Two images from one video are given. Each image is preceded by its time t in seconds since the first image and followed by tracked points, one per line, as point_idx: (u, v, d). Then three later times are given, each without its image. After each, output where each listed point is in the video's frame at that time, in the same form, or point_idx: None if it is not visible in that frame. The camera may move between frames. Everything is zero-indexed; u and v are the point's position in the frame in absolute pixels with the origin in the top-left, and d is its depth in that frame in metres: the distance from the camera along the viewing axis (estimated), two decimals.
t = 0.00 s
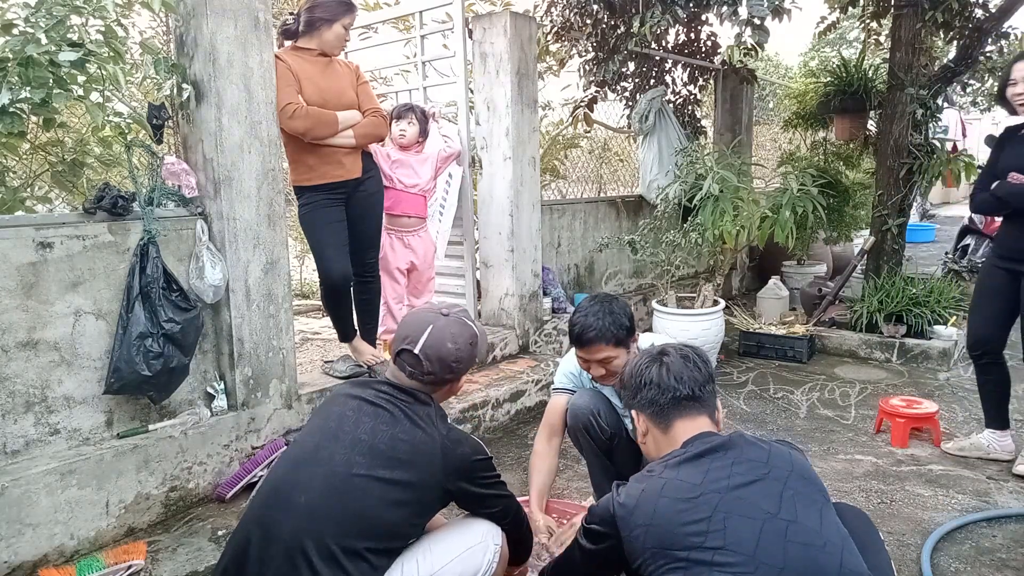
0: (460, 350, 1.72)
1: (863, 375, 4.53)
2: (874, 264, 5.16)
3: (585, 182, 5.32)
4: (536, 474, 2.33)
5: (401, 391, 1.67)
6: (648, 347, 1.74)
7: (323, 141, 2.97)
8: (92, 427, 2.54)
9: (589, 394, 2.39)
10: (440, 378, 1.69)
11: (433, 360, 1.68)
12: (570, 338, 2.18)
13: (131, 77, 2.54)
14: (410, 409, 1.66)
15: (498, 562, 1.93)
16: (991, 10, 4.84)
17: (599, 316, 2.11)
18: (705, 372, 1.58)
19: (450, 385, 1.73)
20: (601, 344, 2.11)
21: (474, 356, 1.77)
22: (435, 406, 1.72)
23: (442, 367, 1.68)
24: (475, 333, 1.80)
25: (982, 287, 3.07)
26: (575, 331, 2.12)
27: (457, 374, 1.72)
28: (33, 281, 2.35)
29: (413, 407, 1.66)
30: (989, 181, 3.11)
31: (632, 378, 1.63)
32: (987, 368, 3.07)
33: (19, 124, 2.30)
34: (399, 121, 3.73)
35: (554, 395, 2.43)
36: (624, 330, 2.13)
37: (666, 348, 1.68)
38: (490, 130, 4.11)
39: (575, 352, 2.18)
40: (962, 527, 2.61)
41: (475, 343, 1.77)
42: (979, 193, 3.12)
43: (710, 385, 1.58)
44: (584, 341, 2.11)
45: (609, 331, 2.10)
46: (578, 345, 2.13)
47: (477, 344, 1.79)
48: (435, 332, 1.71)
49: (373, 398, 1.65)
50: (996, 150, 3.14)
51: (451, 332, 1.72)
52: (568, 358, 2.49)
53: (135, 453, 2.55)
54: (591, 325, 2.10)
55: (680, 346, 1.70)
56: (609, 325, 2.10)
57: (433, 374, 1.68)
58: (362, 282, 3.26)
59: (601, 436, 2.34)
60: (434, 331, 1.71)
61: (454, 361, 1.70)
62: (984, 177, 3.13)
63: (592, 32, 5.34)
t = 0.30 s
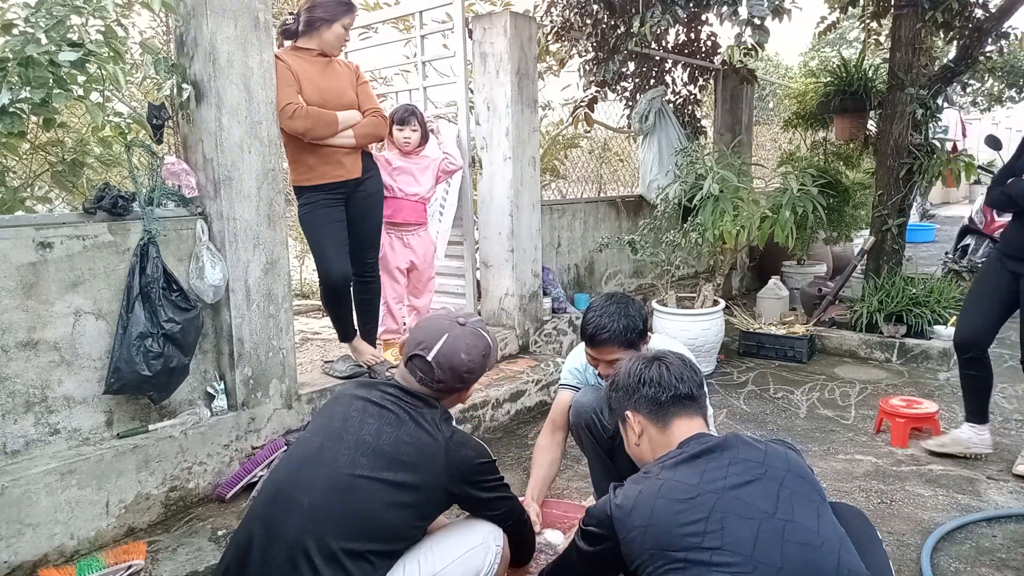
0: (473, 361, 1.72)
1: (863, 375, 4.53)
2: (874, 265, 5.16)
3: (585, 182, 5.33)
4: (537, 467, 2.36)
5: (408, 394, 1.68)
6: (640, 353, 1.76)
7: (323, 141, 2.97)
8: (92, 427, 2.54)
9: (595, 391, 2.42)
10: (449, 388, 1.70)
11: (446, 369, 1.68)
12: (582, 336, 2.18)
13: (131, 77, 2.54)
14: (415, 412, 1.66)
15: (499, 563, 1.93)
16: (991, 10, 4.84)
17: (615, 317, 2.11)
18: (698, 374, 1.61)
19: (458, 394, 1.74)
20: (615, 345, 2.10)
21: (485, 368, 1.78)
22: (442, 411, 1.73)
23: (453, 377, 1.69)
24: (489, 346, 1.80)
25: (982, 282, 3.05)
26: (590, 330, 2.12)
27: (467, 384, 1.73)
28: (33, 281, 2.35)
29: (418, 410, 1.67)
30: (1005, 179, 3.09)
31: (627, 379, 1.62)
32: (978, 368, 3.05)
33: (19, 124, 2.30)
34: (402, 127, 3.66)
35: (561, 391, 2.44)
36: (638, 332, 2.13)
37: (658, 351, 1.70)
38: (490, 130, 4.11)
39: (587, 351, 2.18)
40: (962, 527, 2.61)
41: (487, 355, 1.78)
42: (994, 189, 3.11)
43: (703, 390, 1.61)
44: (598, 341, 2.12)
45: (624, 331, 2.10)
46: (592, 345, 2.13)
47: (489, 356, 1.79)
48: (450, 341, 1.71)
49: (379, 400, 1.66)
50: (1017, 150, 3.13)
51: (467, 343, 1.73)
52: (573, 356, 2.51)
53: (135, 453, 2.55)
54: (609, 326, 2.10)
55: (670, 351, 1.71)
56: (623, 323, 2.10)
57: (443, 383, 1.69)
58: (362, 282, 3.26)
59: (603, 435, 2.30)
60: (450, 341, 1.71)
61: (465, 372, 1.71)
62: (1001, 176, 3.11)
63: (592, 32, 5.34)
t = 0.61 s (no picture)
0: (481, 366, 1.72)
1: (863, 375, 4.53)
2: (874, 264, 5.16)
3: (585, 182, 5.33)
4: (539, 463, 2.39)
5: (411, 395, 1.68)
6: (631, 355, 1.75)
7: (323, 141, 2.97)
8: (92, 427, 2.54)
9: (594, 391, 2.41)
10: (454, 391, 1.70)
11: (454, 373, 1.68)
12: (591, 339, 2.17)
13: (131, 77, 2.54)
14: (418, 413, 1.66)
15: (499, 563, 1.93)
16: (991, 10, 4.84)
17: (628, 316, 2.11)
18: (684, 373, 1.59)
19: (463, 397, 1.75)
20: (632, 344, 2.10)
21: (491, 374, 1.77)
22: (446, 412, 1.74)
23: (461, 381, 1.70)
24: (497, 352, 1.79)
25: (972, 279, 3.09)
26: (603, 331, 2.10)
27: (473, 388, 1.74)
28: (33, 281, 2.35)
29: (420, 411, 1.66)
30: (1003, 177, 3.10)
31: (614, 386, 1.62)
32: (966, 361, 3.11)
33: (19, 124, 2.30)
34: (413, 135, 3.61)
35: (560, 393, 2.44)
36: (649, 331, 2.16)
37: (645, 354, 1.69)
38: (490, 130, 4.11)
39: (595, 348, 2.17)
40: (962, 527, 2.61)
41: (495, 361, 1.77)
42: (990, 187, 3.12)
43: (692, 387, 1.59)
44: (613, 342, 2.10)
45: (637, 329, 2.11)
46: (604, 345, 2.11)
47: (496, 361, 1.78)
48: (460, 345, 1.71)
49: (382, 400, 1.66)
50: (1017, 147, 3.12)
51: (477, 349, 1.72)
52: (573, 356, 2.51)
53: (135, 453, 2.55)
54: (620, 327, 2.09)
55: (657, 351, 1.70)
56: (638, 320, 2.13)
57: (449, 385, 1.69)
58: (362, 282, 3.26)
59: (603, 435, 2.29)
60: (461, 345, 1.71)
61: (473, 377, 1.71)
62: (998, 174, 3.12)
63: (592, 32, 5.34)
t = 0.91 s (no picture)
0: (456, 345, 1.70)
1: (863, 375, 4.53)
2: (874, 264, 5.16)
3: (585, 182, 5.33)
4: (544, 467, 2.37)
5: (409, 392, 1.67)
6: (630, 353, 1.75)
7: (323, 141, 2.97)
8: (92, 427, 2.54)
9: (594, 391, 2.41)
10: (434, 373, 1.69)
11: (428, 352, 1.69)
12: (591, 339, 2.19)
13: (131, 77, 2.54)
14: (418, 410, 1.65)
15: (500, 563, 1.93)
16: (992, 10, 4.81)
17: (630, 317, 2.12)
18: (681, 372, 1.59)
19: (450, 382, 1.71)
20: (631, 346, 2.10)
21: (476, 357, 1.74)
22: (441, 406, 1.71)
23: (436, 360, 1.69)
24: (479, 335, 1.76)
25: (954, 285, 3.07)
26: (605, 333, 2.11)
27: (455, 370, 1.70)
28: (33, 281, 2.35)
29: (421, 409, 1.66)
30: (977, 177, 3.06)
31: (611, 386, 1.63)
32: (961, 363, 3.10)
33: (19, 124, 2.30)
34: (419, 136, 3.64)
35: (560, 394, 2.43)
36: (649, 333, 2.15)
37: (642, 353, 1.69)
38: (490, 130, 4.11)
39: (594, 348, 2.17)
40: (962, 527, 2.61)
41: (476, 343, 1.74)
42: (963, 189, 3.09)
43: (690, 385, 1.58)
44: (613, 345, 2.10)
45: (637, 332, 2.11)
46: (604, 347, 2.12)
47: (479, 344, 1.75)
48: (434, 326, 1.73)
49: (383, 398, 1.66)
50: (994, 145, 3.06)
51: (450, 327, 1.72)
52: (573, 357, 2.51)
53: (135, 453, 2.55)
54: (623, 329, 2.09)
55: (655, 349, 1.70)
56: (638, 322, 2.12)
57: (427, 367, 1.69)
58: (362, 282, 3.26)
59: (603, 435, 2.30)
60: (434, 325, 1.73)
61: (448, 356, 1.69)
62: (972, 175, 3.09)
63: (592, 32, 5.34)
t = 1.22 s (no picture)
0: (441, 335, 1.71)
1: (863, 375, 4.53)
2: (874, 264, 5.16)
3: (585, 182, 5.33)
4: (545, 467, 2.37)
5: (403, 390, 1.67)
6: (627, 352, 1.74)
7: (323, 141, 2.97)
8: (92, 427, 2.54)
9: (594, 391, 2.41)
10: (423, 365, 1.69)
11: (414, 345, 1.70)
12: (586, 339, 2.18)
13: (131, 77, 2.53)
14: (413, 408, 1.65)
15: (499, 562, 1.92)
16: (991, 10, 4.83)
17: (623, 321, 2.11)
18: (682, 374, 1.59)
19: (440, 374, 1.71)
20: (623, 349, 2.10)
21: (464, 346, 1.74)
22: (435, 404, 1.71)
23: (422, 352, 1.69)
24: (464, 324, 1.77)
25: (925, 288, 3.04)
26: (597, 336, 2.12)
27: (443, 361, 1.70)
28: (33, 281, 2.35)
29: (416, 407, 1.66)
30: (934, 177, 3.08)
31: (610, 386, 1.62)
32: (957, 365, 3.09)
33: (19, 124, 2.30)
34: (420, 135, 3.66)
35: (560, 394, 2.44)
36: (645, 334, 2.15)
37: (642, 352, 1.69)
38: (490, 130, 4.11)
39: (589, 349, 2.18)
40: (962, 527, 2.61)
41: (462, 332, 1.74)
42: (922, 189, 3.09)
43: (689, 386, 1.58)
44: (605, 347, 2.12)
45: (631, 333, 2.10)
46: (597, 348, 2.13)
47: (465, 333, 1.75)
48: (418, 319, 1.74)
49: (378, 396, 1.65)
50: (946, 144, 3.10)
51: (433, 318, 1.73)
52: (573, 358, 2.51)
53: (135, 453, 2.55)
54: (615, 331, 2.10)
55: (655, 348, 1.70)
56: (630, 326, 2.11)
57: (415, 360, 1.69)
58: (362, 282, 3.26)
59: (603, 435, 2.30)
60: (417, 319, 1.74)
61: (434, 346, 1.69)
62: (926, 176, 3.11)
63: (592, 32, 5.35)
